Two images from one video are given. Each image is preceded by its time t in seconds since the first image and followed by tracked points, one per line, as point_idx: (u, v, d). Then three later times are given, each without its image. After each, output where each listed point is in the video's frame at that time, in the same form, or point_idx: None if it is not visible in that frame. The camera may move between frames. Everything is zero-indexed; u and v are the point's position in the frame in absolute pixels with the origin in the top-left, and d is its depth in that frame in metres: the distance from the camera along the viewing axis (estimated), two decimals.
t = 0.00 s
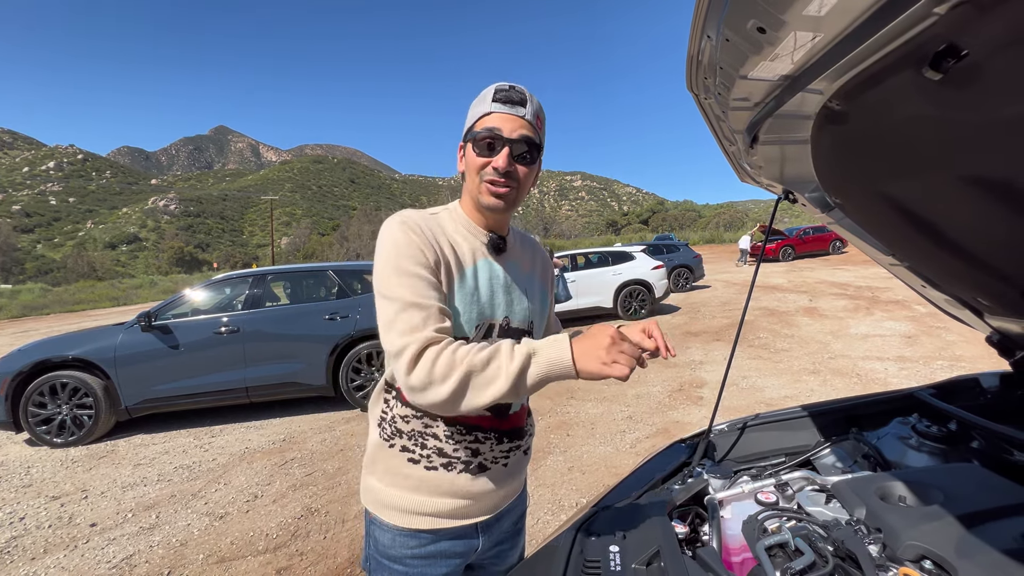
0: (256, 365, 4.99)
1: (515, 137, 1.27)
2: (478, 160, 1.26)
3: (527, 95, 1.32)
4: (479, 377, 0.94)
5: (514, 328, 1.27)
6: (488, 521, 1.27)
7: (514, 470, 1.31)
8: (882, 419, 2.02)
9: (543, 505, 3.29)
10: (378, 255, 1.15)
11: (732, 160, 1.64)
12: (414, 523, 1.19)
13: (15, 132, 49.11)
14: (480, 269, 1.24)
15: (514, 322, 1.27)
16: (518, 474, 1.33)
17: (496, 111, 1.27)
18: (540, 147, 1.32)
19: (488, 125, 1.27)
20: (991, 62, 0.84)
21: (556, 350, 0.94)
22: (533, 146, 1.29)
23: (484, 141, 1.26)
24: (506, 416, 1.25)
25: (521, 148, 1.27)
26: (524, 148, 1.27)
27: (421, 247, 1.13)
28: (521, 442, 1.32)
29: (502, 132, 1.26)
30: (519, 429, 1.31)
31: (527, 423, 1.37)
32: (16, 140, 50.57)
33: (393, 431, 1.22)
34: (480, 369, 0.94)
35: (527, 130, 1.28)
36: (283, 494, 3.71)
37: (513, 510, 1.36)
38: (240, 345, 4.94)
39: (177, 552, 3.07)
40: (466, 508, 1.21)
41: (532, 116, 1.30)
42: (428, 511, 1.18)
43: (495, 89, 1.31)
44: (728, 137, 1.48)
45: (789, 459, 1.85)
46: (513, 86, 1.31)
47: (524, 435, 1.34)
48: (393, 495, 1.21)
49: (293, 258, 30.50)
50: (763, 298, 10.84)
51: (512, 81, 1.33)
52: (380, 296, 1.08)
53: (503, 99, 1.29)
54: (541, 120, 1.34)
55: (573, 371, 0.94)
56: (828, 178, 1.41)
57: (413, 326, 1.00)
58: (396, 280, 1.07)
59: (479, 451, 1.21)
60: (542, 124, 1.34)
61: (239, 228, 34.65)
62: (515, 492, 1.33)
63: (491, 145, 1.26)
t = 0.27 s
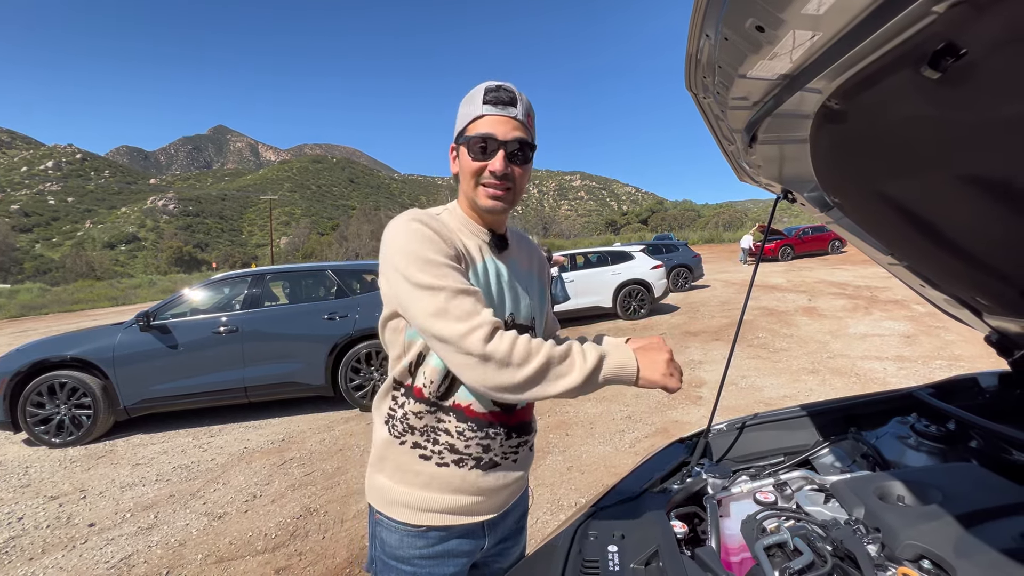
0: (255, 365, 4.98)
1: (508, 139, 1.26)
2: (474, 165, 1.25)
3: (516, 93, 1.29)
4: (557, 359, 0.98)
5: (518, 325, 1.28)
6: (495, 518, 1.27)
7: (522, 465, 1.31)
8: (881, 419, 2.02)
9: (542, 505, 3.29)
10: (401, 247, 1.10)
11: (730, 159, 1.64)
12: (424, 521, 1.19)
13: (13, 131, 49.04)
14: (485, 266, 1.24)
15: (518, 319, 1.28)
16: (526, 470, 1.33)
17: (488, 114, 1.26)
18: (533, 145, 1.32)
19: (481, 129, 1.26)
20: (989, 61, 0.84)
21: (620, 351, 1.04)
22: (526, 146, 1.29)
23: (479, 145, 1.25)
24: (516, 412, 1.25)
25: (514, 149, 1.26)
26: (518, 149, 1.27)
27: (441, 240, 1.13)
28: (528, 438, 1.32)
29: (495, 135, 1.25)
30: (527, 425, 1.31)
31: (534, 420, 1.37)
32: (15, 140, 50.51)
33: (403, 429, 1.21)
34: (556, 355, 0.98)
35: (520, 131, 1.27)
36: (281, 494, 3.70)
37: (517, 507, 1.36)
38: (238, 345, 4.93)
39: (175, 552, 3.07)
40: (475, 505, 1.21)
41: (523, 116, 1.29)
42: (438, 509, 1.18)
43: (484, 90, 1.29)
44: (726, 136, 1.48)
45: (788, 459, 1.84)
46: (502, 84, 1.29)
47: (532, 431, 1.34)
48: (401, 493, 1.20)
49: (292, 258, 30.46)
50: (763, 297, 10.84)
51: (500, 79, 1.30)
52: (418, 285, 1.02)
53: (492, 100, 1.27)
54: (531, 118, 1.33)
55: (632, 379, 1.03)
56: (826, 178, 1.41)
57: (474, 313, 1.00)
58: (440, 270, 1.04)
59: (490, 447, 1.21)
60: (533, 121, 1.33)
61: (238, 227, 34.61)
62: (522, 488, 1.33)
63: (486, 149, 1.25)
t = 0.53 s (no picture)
0: (254, 365, 4.97)
1: (505, 137, 1.25)
2: (472, 165, 1.24)
3: (510, 91, 1.29)
4: (541, 367, 0.96)
5: (517, 325, 1.28)
6: (496, 516, 1.27)
7: (522, 464, 1.31)
8: (878, 417, 2.02)
9: (541, 504, 3.29)
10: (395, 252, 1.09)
11: (729, 159, 1.64)
12: (425, 520, 1.19)
13: (12, 131, 49.07)
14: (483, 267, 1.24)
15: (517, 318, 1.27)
16: (527, 468, 1.33)
17: (482, 113, 1.25)
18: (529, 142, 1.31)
19: (476, 128, 1.25)
20: (986, 60, 0.84)
21: (608, 352, 1.01)
22: (522, 144, 1.28)
23: (475, 145, 1.24)
24: (515, 411, 1.25)
25: (511, 147, 1.26)
26: (514, 147, 1.26)
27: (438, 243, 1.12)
28: (528, 436, 1.31)
29: (492, 134, 1.24)
30: (526, 423, 1.31)
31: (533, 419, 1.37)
32: (13, 139, 50.43)
33: (405, 429, 1.20)
34: (542, 362, 0.96)
35: (516, 129, 1.26)
36: (280, 494, 3.70)
37: (517, 506, 1.35)
38: (236, 344, 4.92)
39: (174, 551, 3.07)
40: (476, 504, 1.21)
41: (518, 113, 1.28)
42: (440, 508, 1.18)
43: (476, 89, 1.28)
44: (724, 136, 1.48)
45: (786, 458, 1.84)
46: (494, 83, 1.28)
47: (532, 430, 1.34)
48: (403, 492, 1.20)
49: (291, 257, 30.42)
50: (762, 297, 10.84)
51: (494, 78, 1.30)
52: (411, 290, 1.02)
53: (486, 99, 1.26)
54: (526, 115, 1.32)
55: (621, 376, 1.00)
56: (824, 177, 1.41)
57: (461, 319, 0.98)
58: (430, 275, 1.03)
59: (491, 447, 1.21)
60: (528, 118, 1.32)
61: (237, 227, 34.56)
62: (522, 487, 1.33)
63: (482, 148, 1.24)
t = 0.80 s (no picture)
0: (252, 364, 4.97)
1: (481, 134, 1.24)
2: (450, 165, 1.25)
3: (485, 84, 1.26)
4: (487, 363, 0.96)
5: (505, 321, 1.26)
6: (488, 516, 1.26)
7: (514, 465, 1.29)
8: (875, 416, 2.03)
9: (540, 504, 3.29)
10: (366, 259, 1.15)
11: (726, 158, 1.64)
12: (415, 518, 1.19)
13: (11, 130, 49.02)
14: (466, 264, 1.24)
15: (505, 315, 1.26)
16: (519, 468, 1.32)
17: (457, 111, 1.24)
18: (508, 136, 1.30)
19: (452, 127, 1.24)
20: (980, 59, 0.84)
21: (559, 329, 0.97)
22: (500, 139, 1.27)
23: (452, 144, 1.24)
24: (502, 409, 1.24)
25: (488, 144, 1.25)
26: (491, 143, 1.25)
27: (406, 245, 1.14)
28: (519, 435, 1.30)
29: (467, 132, 1.23)
30: (517, 422, 1.29)
31: (526, 417, 1.35)
32: (11, 138, 50.34)
33: (392, 426, 1.22)
34: (489, 357, 0.96)
35: (492, 125, 1.25)
36: (279, 493, 3.70)
37: (512, 506, 1.35)
38: (235, 344, 4.92)
39: (172, 551, 3.07)
40: (465, 502, 1.20)
41: (493, 108, 1.26)
42: (428, 506, 1.18)
43: (449, 87, 1.26)
44: (722, 135, 1.48)
45: (782, 458, 1.84)
46: (467, 78, 1.26)
47: (524, 429, 1.33)
48: (392, 489, 1.21)
49: (291, 256, 30.40)
50: (761, 296, 10.85)
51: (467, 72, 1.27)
52: (377, 297, 1.08)
53: (460, 96, 1.25)
54: (503, 109, 1.30)
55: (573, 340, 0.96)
56: (821, 177, 1.41)
57: (416, 321, 1.01)
58: (392, 280, 1.07)
59: (478, 446, 1.21)
60: (506, 112, 1.30)
61: (236, 227, 34.53)
62: (515, 487, 1.32)
63: (460, 147, 1.24)
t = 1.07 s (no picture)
0: (251, 364, 4.97)
1: (456, 138, 1.23)
2: (426, 171, 1.24)
3: (458, 83, 1.23)
4: (438, 389, 0.99)
5: (486, 324, 1.25)
6: (475, 519, 1.25)
7: (501, 467, 1.29)
8: (871, 416, 2.03)
9: (537, 503, 3.29)
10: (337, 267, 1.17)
11: (723, 158, 1.64)
12: (399, 519, 1.19)
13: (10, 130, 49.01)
14: (443, 267, 1.24)
15: (486, 317, 1.25)
16: (506, 471, 1.31)
17: (431, 114, 1.21)
18: (485, 136, 1.28)
19: (427, 131, 1.22)
20: (974, 59, 0.84)
21: (508, 364, 0.96)
22: (476, 140, 1.26)
23: (427, 149, 1.23)
24: (485, 413, 1.23)
25: (464, 147, 1.24)
26: (467, 147, 1.24)
27: (375, 254, 1.14)
28: (506, 438, 1.29)
29: (442, 137, 1.22)
30: (503, 426, 1.28)
31: (516, 419, 1.34)
32: (11, 137, 50.31)
33: (375, 430, 1.22)
34: (440, 384, 0.98)
35: (467, 128, 1.23)
36: (277, 493, 3.70)
37: (503, 510, 1.34)
38: (234, 344, 4.91)
39: (170, 551, 3.06)
40: (450, 505, 1.20)
41: (468, 109, 1.24)
42: (411, 508, 1.18)
43: (422, 88, 1.22)
44: (718, 135, 1.48)
45: (779, 458, 1.84)
46: (440, 78, 1.22)
47: (512, 431, 1.31)
48: (377, 491, 1.21)
49: (290, 256, 30.37)
50: (761, 296, 10.85)
51: (441, 71, 1.24)
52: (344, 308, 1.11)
53: (433, 98, 1.22)
54: (479, 108, 1.28)
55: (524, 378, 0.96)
56: (818, 177, 1.41)
57: (376, 338, 1.04)
58: (357, 292, 1.09)
59: (461, 450, 1.20)
60: (482, 110, 1.28)
61: (236, 226, 34.51)
62: (503, 490, 1.31)
63: (435, 152, 1.23)
